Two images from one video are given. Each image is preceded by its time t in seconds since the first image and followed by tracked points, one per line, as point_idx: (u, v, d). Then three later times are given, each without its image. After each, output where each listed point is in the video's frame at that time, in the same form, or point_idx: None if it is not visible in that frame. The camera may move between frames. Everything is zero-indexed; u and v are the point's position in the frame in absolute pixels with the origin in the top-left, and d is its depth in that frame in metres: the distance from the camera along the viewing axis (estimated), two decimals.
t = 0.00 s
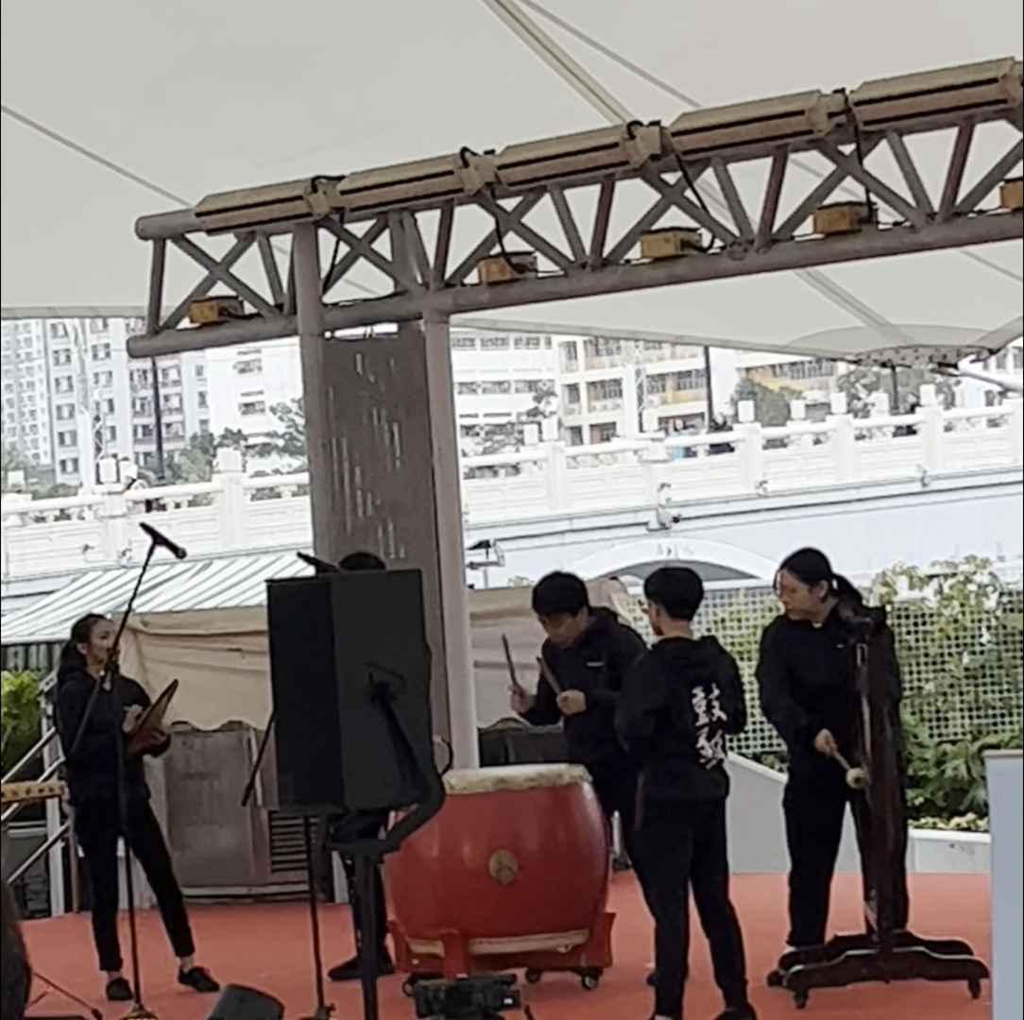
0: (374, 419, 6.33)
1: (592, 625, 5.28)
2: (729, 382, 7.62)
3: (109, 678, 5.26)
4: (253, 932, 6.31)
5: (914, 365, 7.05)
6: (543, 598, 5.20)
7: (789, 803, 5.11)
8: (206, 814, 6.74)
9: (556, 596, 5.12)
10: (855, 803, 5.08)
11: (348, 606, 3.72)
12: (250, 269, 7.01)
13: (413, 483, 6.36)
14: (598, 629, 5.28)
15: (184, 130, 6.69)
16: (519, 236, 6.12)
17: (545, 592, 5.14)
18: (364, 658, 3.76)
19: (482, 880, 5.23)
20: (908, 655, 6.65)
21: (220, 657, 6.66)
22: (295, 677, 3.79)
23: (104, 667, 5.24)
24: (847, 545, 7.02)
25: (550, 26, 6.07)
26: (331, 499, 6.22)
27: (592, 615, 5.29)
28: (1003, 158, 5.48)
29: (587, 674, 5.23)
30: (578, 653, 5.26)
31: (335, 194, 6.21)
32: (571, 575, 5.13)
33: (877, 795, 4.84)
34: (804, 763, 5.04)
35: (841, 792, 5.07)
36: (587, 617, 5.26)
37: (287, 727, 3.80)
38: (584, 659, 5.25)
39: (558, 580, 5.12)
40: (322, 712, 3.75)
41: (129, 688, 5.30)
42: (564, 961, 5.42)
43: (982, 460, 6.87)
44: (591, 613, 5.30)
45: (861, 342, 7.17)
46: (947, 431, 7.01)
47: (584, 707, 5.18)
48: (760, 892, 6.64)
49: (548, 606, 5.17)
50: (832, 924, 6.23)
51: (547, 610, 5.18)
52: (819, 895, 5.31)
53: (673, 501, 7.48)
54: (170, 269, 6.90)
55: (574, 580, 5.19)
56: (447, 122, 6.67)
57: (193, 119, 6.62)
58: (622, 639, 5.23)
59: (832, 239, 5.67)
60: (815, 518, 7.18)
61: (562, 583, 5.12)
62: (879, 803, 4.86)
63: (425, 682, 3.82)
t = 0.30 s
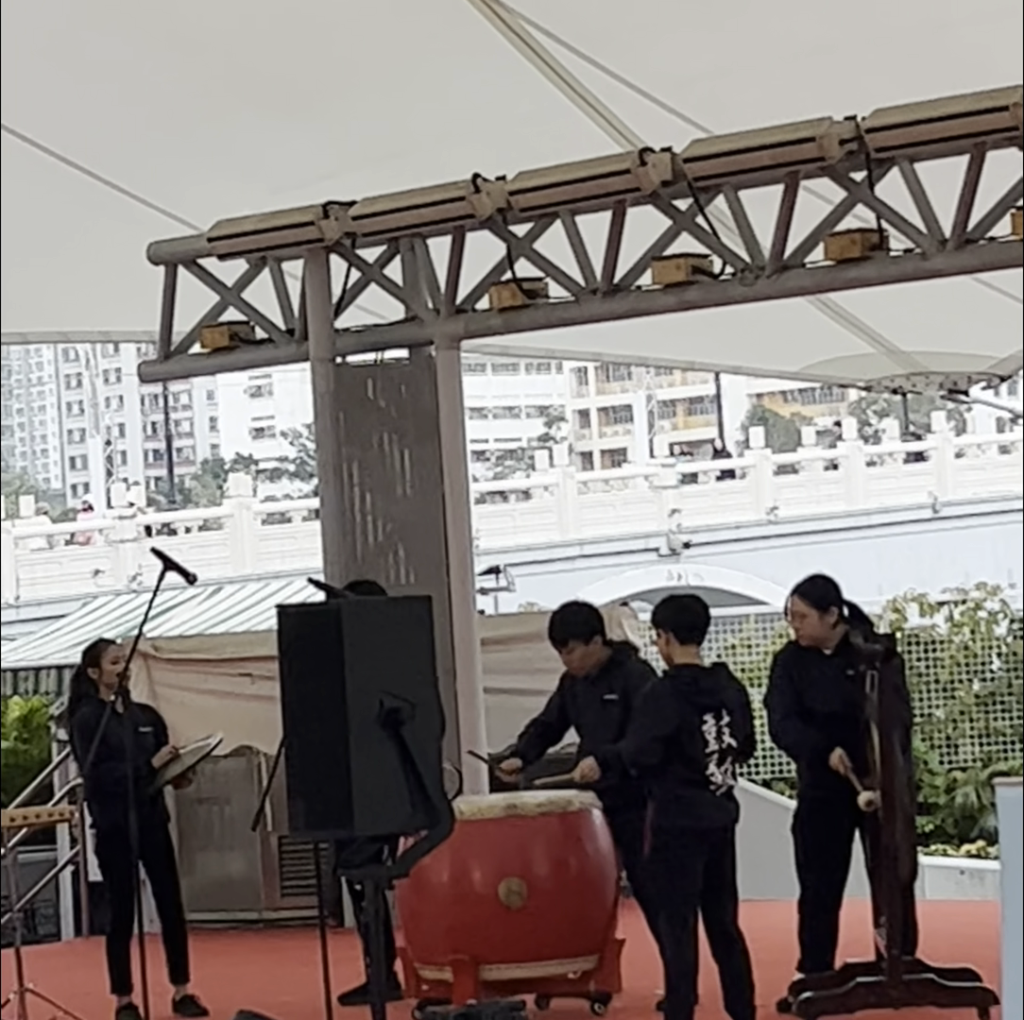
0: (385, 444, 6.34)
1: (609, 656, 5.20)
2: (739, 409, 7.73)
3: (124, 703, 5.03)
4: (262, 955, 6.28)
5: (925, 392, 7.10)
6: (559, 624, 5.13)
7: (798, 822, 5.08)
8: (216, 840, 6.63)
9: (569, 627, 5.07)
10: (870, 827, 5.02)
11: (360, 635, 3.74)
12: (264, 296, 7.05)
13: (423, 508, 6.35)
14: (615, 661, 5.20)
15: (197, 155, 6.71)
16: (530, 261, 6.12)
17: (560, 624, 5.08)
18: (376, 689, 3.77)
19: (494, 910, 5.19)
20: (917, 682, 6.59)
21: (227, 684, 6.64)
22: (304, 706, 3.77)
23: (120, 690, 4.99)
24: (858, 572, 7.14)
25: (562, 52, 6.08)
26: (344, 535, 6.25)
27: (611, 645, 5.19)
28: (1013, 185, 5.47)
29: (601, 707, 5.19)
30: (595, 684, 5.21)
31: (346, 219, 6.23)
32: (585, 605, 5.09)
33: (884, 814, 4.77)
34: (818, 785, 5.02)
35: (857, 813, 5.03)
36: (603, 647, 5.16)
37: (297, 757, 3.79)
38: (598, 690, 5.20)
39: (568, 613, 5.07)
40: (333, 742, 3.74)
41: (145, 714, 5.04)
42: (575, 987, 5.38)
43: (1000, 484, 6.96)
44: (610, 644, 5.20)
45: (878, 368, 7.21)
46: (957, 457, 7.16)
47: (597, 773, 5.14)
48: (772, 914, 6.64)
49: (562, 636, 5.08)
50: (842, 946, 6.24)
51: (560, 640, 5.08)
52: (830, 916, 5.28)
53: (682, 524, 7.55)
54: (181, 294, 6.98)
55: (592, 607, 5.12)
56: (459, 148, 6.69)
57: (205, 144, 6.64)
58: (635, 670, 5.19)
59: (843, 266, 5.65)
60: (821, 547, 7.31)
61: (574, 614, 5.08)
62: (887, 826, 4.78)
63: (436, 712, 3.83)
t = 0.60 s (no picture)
0: (394, 468, 6.34)
1: (620, 672, 5.15)
2: (749, 433, 7.58)
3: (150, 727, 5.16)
4: (269, 979, 6.26)
5: (934, 417, 7.07)
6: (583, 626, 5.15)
7: (806, 843, 5.05)
8: (223, 864, 6.59)
9: (589, 624, 5.08)
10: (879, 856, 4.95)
11: (367, 656, 3.73)
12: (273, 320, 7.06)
13: (432, 534, 6.36)
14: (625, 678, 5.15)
15: (206, 179, 6.73)
16: (539, 286, 6.12)
17: (583, 622, 5.11)
18: (383, 711, 3.75)
19: (501, 934, 5.17)
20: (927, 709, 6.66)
21: (238, 706, 6.72)
22: (316, 729, 3.78)
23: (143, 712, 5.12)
24: (863, 594, 7.39)
25: (572, 75, 6.10)
26: (351, 552, 6.26)
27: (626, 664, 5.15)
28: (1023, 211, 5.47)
29: (608, 725, 5.15)
30: (604, 701, 5.17)
31: (355, 243, 6.24)
32: (611, 611, 5.10)
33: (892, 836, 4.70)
34: (826, 812, 4.99)
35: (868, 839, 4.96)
36: (617, 660, 5.13)
37: (307, 780, 3.78)
38: (606, 707, 5.16)
39: (592, 615, 5.09)
40: (342, 765, 3.73)
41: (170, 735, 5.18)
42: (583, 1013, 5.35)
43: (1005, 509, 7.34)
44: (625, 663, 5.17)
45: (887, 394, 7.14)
46: (965, 482, 7.34)
47: (596, 793, 5.12)
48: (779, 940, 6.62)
49: (583, 632, 5.11)
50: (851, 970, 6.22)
51: (578, 636, 5.11)
52: (836, 940, 5.26)
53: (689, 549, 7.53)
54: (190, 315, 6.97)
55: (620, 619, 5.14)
56: (469, 173, 6.70)
57: (215, 168, 6.66)
58: (644, 689, 5.13)
59: (853, 291, 5.65)
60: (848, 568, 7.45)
61: (598, 617, 5.09)
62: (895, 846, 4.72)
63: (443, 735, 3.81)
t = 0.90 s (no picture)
0: (399, 488, 6.34)
1: (627, 689, 5.15)
2: (753, 451, 7.56)
3: (172, 743, 5.20)
4: (272, 998, 6.24)
5: (938, 437, 7.19)
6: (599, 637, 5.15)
7: (804, 861, 5.02)
8: (228, 882, 6.60)
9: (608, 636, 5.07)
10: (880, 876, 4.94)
11: (371, 674, 3.73)
12: (279, 337, 7.07)
13: (437, 553, 6.35)
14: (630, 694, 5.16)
15: (213, 198, 6.74)
16: (545, 305, 6.14)
17: (603, 632, 5.10)
18: (387, 729, 3.76)
19: (505, 953, 5.16)
20: (932, 730, 6.67)
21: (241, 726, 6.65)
22: (317, 746, 3.77)
23: (162, 729, 5.17)
24: (867, 612, 7.19)
25: (577, 94, 6.12)
26: (357, 574, 6.31)
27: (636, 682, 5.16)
28: None
29: (611, 741, 5.15)
30: (607, 717, 5.17)
31: (362, 261, 6.26)
32: (631, 628, 5.10)
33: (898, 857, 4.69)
34: (822, 829, 4.96)
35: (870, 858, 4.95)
36: (627, 677, 5.14)
37: (311, 799, 3.78)
38: (610, 722, 5.16)
39: (612, 627, 5.09)
40: (346, 783, 3.73)
41: (190, 751, 5.19)
42: None
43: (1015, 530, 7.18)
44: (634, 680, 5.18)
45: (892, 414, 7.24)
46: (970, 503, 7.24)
47: (601, 811, 5.03)
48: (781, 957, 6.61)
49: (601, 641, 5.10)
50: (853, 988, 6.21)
51: (593, 646, 5.11)
52: (837, 965, 5.20)
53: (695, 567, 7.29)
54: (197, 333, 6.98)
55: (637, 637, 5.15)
56: (475, 192, 6.72)
57: (221, 187, 6.68)
58: (648, 704, 5.13)
59: (858, 311, 5.66)
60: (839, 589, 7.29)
61: (617, 631, 5.09)
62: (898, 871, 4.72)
63: (448, 753, 3.81)
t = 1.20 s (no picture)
0: (400, 499, 6.33)
1: (629, 701, 5.13)
2: (755, 465, 7.54)
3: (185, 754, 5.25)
4: (271, 1009, 6.25)
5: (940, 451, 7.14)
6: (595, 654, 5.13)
7: (805, 874, 5.00)
8: (228, 893, 6.60)
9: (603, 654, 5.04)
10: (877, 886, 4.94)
11: (372, 689, 3.73)
12: (281, 348, 7.08)
13: (439, 563, 6.32)
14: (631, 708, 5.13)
15: (216, 208, 6.74)
16: (547, 318, 6.14)
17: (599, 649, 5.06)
18: (389, 742, 3.76)
19: (506, 966, 5.16)
20: (931, 741, 6.63)
21: (241, 736, 6.65)
22: (321, 753, 3.78)
23: (174, 739, 5.22)
24: (872, 630, 7.31)
25: (580, 106, 6.13)
26: (357, 582, 6.29)
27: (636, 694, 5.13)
28: None
29: (615, 754, 5.14)
30: (611, 729, 5.15)
31: (364, 273, 6.28)
32: (624, 641, 5.07)
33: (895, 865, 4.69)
34: (822, 843, 4.95)
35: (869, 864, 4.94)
36: (624, 690, 5.11)
37: (313, 810, 3.79)
38: (614, 734, 5.15)
39: (604, 642, 5.08)
40: (347, 796, 3.74)
41: (202, 762, 5.25)
42: None
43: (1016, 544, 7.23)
44: (635, 692, 5.15)
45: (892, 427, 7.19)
46: (971, 517, 7.34)
47: (604, 822, 5.07)
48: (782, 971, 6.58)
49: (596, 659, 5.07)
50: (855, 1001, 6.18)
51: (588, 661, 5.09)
52: (838, 979, 5.18)
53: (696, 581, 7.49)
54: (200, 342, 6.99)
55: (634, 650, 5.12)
56: (478, 204, 6.73)
57: (224, 197, 6.68)
58: (652, 717, 5.11)
59: (860, 325, 5.66)
60: (852, 603, 7.33)
61: (611, 645, 5.07)
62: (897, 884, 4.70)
63: (450, 766, 3.81)
